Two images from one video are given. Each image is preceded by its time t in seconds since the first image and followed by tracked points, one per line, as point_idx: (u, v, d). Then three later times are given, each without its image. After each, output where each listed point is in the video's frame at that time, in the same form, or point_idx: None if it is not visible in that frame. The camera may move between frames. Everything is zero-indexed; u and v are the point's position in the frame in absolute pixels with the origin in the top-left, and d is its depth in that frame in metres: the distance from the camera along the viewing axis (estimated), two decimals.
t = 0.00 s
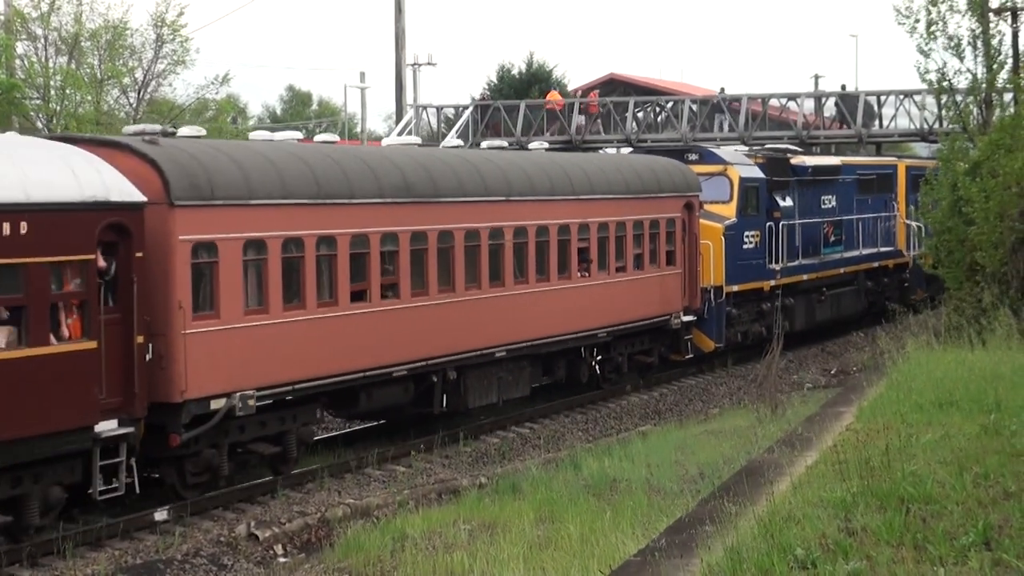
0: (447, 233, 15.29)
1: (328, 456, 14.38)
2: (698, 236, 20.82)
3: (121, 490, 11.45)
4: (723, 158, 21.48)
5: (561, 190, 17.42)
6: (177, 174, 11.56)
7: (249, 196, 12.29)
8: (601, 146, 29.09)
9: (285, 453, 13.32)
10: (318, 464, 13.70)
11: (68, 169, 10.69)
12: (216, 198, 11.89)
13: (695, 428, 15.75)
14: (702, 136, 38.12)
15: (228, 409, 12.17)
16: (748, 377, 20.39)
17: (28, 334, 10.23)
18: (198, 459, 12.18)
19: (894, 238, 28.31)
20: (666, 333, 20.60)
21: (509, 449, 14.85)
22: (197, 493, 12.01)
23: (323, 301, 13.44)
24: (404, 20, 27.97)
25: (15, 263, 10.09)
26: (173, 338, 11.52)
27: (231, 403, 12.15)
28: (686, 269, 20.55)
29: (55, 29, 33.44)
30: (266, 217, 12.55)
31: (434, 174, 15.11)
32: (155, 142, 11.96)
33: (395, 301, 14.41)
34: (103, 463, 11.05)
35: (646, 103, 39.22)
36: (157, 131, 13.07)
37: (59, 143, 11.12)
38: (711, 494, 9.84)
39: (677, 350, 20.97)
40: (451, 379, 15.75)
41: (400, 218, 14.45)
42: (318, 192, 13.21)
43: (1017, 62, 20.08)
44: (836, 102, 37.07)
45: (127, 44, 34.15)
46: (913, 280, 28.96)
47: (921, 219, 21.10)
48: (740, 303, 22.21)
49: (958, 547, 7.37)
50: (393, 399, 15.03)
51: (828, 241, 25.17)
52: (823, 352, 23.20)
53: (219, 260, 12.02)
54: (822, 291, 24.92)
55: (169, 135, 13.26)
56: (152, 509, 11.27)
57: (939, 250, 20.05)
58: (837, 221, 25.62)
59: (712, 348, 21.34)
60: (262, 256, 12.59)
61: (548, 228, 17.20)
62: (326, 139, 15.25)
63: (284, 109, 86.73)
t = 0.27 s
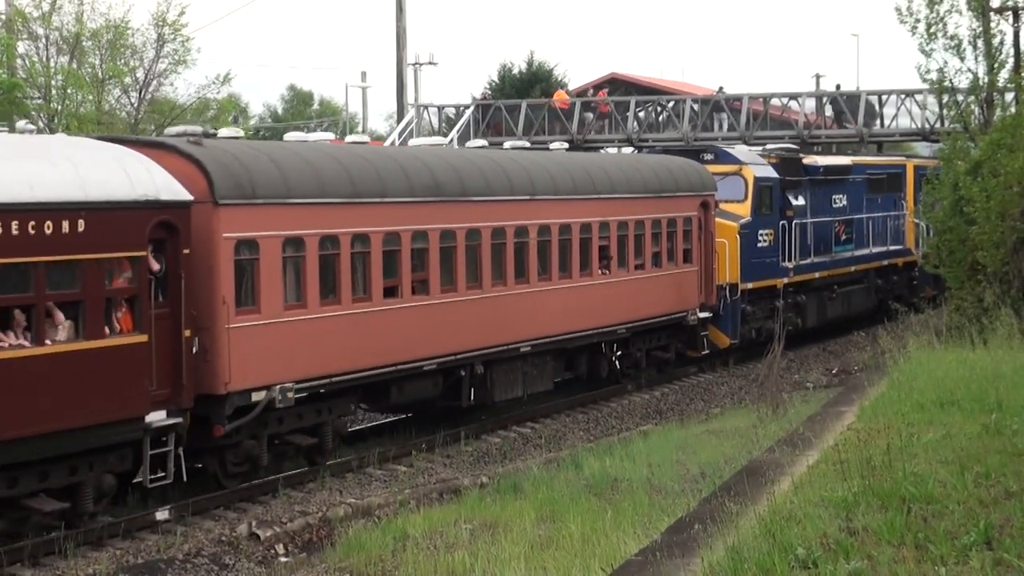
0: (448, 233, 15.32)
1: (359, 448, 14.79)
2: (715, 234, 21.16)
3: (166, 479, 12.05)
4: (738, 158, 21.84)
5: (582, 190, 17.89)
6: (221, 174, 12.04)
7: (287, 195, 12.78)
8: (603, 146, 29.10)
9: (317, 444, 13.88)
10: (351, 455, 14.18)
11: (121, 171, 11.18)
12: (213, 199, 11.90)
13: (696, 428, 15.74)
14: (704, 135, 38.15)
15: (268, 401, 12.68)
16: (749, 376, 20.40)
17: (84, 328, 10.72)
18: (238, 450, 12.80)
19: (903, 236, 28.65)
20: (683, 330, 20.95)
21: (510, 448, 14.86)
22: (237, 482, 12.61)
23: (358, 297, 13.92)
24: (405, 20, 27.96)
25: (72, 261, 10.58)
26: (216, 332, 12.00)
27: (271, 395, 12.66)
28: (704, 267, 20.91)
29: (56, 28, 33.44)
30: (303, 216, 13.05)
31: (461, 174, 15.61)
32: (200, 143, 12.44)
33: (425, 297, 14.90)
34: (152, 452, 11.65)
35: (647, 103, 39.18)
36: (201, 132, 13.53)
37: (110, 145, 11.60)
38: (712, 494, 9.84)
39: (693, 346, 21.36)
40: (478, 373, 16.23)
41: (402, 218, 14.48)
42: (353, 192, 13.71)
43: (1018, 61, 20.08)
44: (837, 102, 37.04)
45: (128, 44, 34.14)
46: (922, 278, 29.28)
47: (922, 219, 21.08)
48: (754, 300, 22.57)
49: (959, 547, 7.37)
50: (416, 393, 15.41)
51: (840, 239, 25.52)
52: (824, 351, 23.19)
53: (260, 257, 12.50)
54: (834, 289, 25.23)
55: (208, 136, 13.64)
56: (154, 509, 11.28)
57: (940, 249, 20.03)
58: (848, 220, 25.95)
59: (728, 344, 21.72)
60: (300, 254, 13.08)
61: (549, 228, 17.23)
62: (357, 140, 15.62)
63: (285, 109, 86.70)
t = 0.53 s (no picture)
0: (454, 233, 15.29)
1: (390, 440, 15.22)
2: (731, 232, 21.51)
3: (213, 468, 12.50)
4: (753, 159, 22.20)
5: (607, 189, 18.26)
6: (263, 174, 12.44)
7: (326, 194, 13.17)
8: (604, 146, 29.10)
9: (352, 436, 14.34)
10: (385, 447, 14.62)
11: (171, 169, 11.58)
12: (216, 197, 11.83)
13: (699, 427, 15.73)
14: (706, 136, 38.20)
15: (308, 394, 13.08)
16: (752, 376, 20.41)
17: (139, 321, 11.13)
18: (278, 440, 13.23)
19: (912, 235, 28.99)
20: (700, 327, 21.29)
21: (512, 448, 14.85)
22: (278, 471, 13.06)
23: (391, 294, 14.31)
24: (408, 20, 27.97)
25: (128, 257, 11.00)
26: (259, 327, 12.42)
27: (310, 388, 13.06)
28: (721, 266, 21.36)
29: (59, 28, 33.48)
30: (340, 214, 13.44)
31: (491, 174, 15.99)
32: (243, 144, 12.84)
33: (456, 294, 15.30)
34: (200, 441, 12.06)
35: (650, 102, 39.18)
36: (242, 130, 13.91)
37: (160, 144, 12.01)
38: (715, 494, 9.84)
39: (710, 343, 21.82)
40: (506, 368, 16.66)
41: (408, 217, 14.43)
42: (388, 191, 14.10)
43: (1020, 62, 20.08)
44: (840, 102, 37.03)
45: (131, 44, 34.17)
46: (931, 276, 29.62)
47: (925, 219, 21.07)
48: (770, 299, 22.93)
49: (962, 547, 7.36)
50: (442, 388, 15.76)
51: (852, 238, 25.86)
52: (826, 352, 23.18)
53: (300, 255, 12.90)
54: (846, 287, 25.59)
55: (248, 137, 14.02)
56: (156, 509, 11.27)
57: (943, 250, 20.01)
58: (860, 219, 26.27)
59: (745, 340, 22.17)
60: (338, 251, 13.48)
61: (554, 228, 17.19)
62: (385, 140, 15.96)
63: (287, 109, 86.74)
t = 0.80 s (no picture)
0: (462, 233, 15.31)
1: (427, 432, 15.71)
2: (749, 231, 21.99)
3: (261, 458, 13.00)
4: (770, 159, 22.73)
5: (631, 189, 18.68)
6: (308, 174, 12.88)
7: (366, 193, 13.62)
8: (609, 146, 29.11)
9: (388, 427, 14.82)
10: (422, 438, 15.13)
11: (222, 167, 12.02)
12: (224, 195, 11.79)
13: (702, 427, 15.74)
14: (710, 135, 38.22)
15: (349, 385, 13.55)
16: (755, 376, 20.38)
17: (193, 314, 11.59)
18: (320, 431, 13.73)
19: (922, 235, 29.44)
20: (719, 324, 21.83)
21: (516, 448, 14.86)
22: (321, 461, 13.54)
23: (426, 289, 14.72)
24: (412, 19, 27.98)
25: (183, 253, 11.46)
26: (304, 321, 12.86)
27: (351, 380, 13.52)
28: (739, 264, 21.80)
29: (64, 27, 33.54)
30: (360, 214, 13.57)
31: (520, 174, 16.43)
32: (287, 144, 13.28)
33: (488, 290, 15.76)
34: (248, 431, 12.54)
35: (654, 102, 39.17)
36: (282, 132, 14.34)
37: (210, 144, 12.46)
38: (718, 494, 9.83)
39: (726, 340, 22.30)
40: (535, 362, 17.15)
41: (415, 217, 14.42)
42: (423, 190, 14.55)
43: None
44: (844, 102, 37.02)
45: (135, 43, 34.20)
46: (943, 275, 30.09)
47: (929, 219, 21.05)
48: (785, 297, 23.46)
49: (966, 547, 7.36)
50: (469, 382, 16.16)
51: (865, 237, 26.34)
52: (830, 351, 23.17)
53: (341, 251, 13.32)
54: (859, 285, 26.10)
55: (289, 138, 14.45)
56: (160, 507, 11.28)
57: (947, 249, 19.99)
58: (872, 219, 26.75)
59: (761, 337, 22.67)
60: (377, 248, 13.90)
61: (560, 227, 17.18)
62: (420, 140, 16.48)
63: (291, 108, 86.81)
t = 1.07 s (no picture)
0: (468, 232, 15.32)
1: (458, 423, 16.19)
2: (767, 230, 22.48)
3: (304, 448, 13.57)
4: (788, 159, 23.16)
5: (655, 188, 19.12)
6: (349, 173, 13.36)
7: (404, 192, 14.10)
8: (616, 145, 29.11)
9: (423, 419, 15.34)
10: (454, 429, 15.69)
11: (268, 166, 12.51)
12: (224, 195, 11.74)
13: (708, 427, 15.73)
14: (716, 135, 38.24)
15: (386, 378, 14.06)
16: (761, 376, 20.36)
17: (242, 308, 12.09)
18: (358, 423, 14.24)
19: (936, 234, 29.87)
20: (739, 320, 22.32)
21: (521, 447, 14.85)
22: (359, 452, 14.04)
23: (460, 286, 15.22)
24: (418, 18, 27.98)
25: (233, 249, 11.96)
26: (345, 315, 13.37)
27: (388, 373, 14.02)
28: (759, 262, 22.26)
29: (70, 25, 33.60)
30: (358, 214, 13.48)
31: (550, 173, 16.89)
32: (329, 144, 13.81)
33: (520, 286, 16.23)
34: (291, 421, 13.10)
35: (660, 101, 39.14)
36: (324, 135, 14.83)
37: (256, 145, 12.96)
38: (723, 493, 9.82)
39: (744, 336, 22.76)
40: (563, 357, 17.62)
41: (419, 216, 14.43)
42: (457, 189, 15.05)
43: None
44: (851, 102, 37.00)
45: (141, 42, 34.24)
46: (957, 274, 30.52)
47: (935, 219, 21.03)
48: (802, 293, 23.97)
49: (972, 547, 7.35)
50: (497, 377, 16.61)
51: (880, 236, 26.78)
52: (836, 351, 23.16)
53: (380, 248, 13.81)
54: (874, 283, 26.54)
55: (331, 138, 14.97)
56: (165, 505, 11.29)
57: (953, 249, 19.96)
58: (888, 218, 27.18)
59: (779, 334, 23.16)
60: (413, 245, 14.40)
61: (566, 226, 17.16)
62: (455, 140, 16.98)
63: (297, 107, 86.87)
